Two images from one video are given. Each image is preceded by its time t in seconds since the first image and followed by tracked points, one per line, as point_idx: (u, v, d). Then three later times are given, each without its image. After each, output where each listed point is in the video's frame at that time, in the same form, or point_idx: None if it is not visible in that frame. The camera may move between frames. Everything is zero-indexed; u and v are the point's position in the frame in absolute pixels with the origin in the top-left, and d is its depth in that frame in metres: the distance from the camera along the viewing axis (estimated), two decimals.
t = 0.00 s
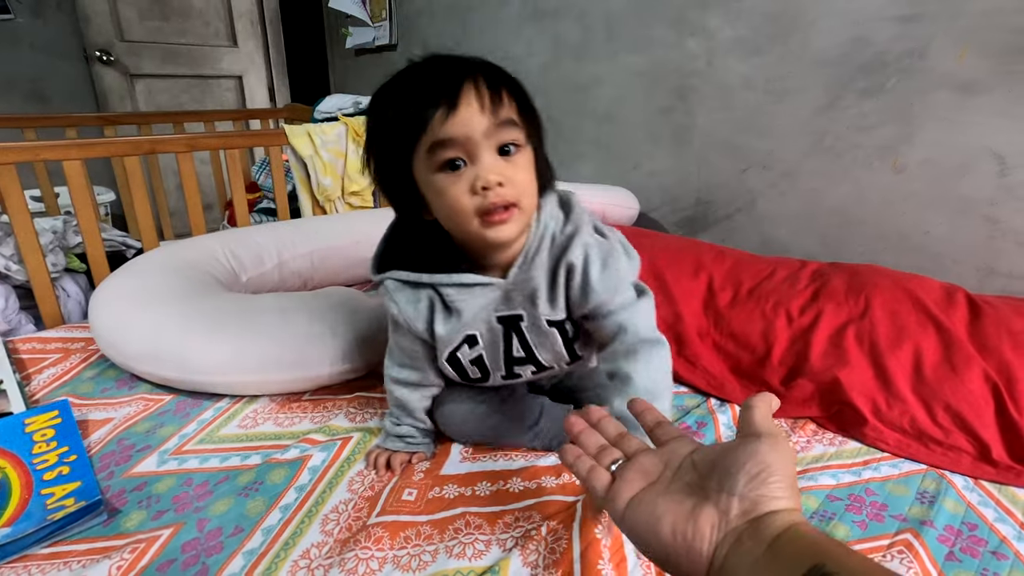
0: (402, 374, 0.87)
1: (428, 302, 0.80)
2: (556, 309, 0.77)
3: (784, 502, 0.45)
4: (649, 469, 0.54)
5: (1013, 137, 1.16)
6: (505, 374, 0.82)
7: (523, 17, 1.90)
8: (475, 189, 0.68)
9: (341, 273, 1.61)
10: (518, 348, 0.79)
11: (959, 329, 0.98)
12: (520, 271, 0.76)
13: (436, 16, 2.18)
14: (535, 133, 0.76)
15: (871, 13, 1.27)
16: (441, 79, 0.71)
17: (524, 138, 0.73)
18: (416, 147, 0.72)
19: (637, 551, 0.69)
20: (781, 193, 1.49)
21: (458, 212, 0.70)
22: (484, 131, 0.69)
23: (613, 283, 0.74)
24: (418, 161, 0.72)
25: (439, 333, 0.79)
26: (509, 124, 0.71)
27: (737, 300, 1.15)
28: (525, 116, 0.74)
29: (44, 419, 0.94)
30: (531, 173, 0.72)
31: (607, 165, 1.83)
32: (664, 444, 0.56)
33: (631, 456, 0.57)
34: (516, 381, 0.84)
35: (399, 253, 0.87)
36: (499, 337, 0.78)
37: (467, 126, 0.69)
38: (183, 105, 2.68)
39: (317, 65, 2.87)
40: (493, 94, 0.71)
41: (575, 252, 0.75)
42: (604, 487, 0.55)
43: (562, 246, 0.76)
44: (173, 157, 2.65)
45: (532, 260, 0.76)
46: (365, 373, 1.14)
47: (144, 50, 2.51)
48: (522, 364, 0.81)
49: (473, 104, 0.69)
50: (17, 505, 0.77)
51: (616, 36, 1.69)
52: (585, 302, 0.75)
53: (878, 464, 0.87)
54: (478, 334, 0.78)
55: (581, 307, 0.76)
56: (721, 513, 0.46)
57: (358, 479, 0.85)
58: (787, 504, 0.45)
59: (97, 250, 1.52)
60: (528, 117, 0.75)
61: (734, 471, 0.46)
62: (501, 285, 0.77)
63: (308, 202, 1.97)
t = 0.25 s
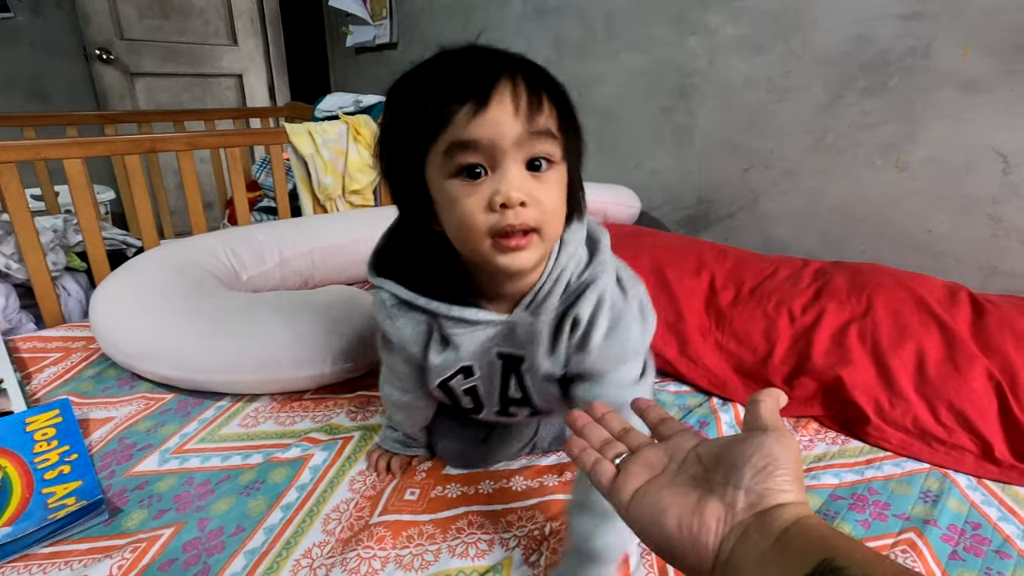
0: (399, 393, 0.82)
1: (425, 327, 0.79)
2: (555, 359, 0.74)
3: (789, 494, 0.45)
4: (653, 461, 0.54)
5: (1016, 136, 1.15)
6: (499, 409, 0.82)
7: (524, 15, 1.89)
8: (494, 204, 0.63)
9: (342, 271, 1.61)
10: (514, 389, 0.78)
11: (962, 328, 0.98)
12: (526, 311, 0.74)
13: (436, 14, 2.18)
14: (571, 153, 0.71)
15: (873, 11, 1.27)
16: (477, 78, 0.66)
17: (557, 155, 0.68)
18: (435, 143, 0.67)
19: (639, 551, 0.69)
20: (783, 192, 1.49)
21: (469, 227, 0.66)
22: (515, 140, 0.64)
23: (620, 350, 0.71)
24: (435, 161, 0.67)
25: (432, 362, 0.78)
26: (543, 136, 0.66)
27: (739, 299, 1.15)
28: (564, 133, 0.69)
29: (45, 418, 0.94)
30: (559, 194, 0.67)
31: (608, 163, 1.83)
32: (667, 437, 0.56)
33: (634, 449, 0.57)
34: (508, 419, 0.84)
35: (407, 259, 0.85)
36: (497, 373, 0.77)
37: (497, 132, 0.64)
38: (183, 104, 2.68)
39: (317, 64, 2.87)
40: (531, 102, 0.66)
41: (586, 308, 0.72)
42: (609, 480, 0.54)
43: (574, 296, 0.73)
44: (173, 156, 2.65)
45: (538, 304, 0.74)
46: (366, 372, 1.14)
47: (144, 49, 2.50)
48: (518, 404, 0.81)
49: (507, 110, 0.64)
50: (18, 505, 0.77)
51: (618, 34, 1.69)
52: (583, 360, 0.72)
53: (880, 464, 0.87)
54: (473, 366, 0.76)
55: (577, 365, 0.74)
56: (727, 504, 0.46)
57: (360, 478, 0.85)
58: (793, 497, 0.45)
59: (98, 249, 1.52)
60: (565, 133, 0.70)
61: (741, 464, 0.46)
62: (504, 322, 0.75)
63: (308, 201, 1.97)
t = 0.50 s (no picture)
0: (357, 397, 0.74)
1: (379, 339, 0.69)
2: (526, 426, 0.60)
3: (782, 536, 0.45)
4: (645, 504, 0.54)
5: (1007, 134, 1.16)
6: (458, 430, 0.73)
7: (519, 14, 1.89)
8: (521, 258, 0.47)
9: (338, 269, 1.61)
10: (477, 425, 0.68)
11: (954, 325, 0.99)
12: (510, 367, 0.58)
13: (432, 13, 2.18)
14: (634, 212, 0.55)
15: (866, 9, 1.27)
16: (567, 87, 0.48)
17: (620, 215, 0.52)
18: (478, 143, 0.48)
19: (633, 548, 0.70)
20: (777, 190, 1.49)
21: (479, 271, 0.49)
22: (584, 191, 0.47)
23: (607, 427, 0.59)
24: (470, 164, 0.49)
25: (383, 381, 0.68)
26: (614, 192, 0.49)
27: (733, 296, 1.16)
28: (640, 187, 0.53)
29: (39, 418, 0.94)
30: (600, 263, 0.53)
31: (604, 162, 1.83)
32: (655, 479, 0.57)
33: (623, 493, 0.56)
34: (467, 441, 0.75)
35: (384, 244, 0.70)
36: (460, 405, 0.67)
37: (566, 171, 0.46)
38: (178, 103, 2.67)
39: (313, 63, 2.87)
40: (622, 147, 0.49)
41: (580, 381, 0.57)
42: (599, 525, 0.54)
43: (569, 364, 0.57)
44: (169, 156, 2.65)
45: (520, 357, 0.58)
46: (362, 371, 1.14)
47: (138, 48, 2.50)
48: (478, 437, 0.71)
49: (589, 148, 0.47)
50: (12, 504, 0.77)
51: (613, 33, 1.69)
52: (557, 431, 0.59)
53: (873, 459, 0.87)
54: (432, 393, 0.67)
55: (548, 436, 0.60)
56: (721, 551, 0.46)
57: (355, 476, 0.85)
58: (785, 536, 0.45)
59: (93, 248, 1.51)
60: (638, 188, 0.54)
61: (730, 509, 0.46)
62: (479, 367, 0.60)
63: (303, 199, 1.96)
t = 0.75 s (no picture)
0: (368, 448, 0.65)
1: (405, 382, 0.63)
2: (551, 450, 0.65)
3: None
4: (622, 557, 0.57)
5: (1000, 132, 1.18)
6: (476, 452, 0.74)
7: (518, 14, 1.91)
8: (528, 263, 0.48)
9: (339, 268, 1.62)
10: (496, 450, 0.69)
11: (947, 320, 1.00)
12: (537, 390, 0.61)
13: (430, 13, 2.19)
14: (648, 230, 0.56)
15: (861, 9, 1.28)
16: (590, 100, 0.50)
17: (633, 231, 0.53)
18: (495, 147, 0.50)
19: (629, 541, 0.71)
20: (774, 189, 1.50)
21: (487, 278, 0.50)
22: (597, 198, 0.48)
23: (625, 454, 0.63)
24: (480, 170, 0.51)
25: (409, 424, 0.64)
26: (627, 201, 0.50)
27: (730, 293, 1.18)
28: (655, 204, 0.54)
29: (42, 415, 0.95)
30: (613, 277, 0.53)
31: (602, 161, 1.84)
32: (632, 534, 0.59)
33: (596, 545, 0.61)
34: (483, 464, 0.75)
35: (401, 257, 0.67)
36: (482, 428, 0.68)
37: (581, 178, 0.47)
38: (176, 103, 2.68)
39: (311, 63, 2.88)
40: (637, 160, 0.51)
41: (602, 410, 0.61)
42: None
43: (594, 392, 0.62)
44: (168, 155, 2.65)
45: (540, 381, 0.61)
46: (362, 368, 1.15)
47: (137, 48, 2.51)
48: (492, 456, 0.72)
49: (604, 157, 0.48)
50: (17, 499, 0.78)
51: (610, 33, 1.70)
52: (574, 448, 0.64)
53: (867, 453, 0.88)
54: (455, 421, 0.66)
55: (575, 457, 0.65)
56: None
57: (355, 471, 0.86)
58: None
59: (94, 247, 1.52)
60: (654, 207, 0.55)
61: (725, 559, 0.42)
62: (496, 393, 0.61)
63: (303, 198, 1.97)
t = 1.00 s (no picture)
0: (394, 507, 0.65)
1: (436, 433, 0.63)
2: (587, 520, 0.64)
3: None
4: None
5: (972, 132, 1.23)
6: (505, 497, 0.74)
7: (510, 19, 1.95)
8: (569, 336, 0.43)
9: (339, 268, 1.67)
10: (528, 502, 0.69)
11: (919, 313, 1.05)
12: (580, 473, 0.58)
13: (425, 17, 2.24)
14: (707, 290, 0.50)
15: (839, 14, 1.33)
16: (639, 150, 0.44)
17: (690, 292, 0.47)
18: (529, 201, 0.45)
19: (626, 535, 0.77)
20: (759, 188, 1.55)
21: (523, 350, 0.45)
22: (645, 255, 0.43)
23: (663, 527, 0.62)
24: (516, 229, 0.46)
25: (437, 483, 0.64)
26: (679, 259, 0.44)
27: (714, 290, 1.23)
28: (714, 264, 0.48)
29: (59, 412, 1.00)
30: (667, 345, 0.47)
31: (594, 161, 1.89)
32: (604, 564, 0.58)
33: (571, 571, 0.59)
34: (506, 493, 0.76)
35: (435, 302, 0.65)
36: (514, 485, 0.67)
37: (626, 235, 0.42)
38: (175, 107, 2.73)
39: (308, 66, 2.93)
40: (694, 212, 0.45)
41: (651, 502, 0.58)
42: None
43: (644, 485, 0.57)
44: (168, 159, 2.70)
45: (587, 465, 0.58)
46: (362, 365, 1.20)
47: (135, 54, 2.58)
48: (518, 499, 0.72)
49: (653, 211, 0.43)
50: (40, 492, 0.82)
51: (600, 37, 1.74)
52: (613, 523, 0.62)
53: (840, 439, 0.93)
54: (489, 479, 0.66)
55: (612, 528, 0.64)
56: None
57: (357, 461, 0.92)
58: None
59: (101, 251, 1.57)
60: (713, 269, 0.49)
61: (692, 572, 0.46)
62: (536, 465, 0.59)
63: (303, 203, 2.02)
